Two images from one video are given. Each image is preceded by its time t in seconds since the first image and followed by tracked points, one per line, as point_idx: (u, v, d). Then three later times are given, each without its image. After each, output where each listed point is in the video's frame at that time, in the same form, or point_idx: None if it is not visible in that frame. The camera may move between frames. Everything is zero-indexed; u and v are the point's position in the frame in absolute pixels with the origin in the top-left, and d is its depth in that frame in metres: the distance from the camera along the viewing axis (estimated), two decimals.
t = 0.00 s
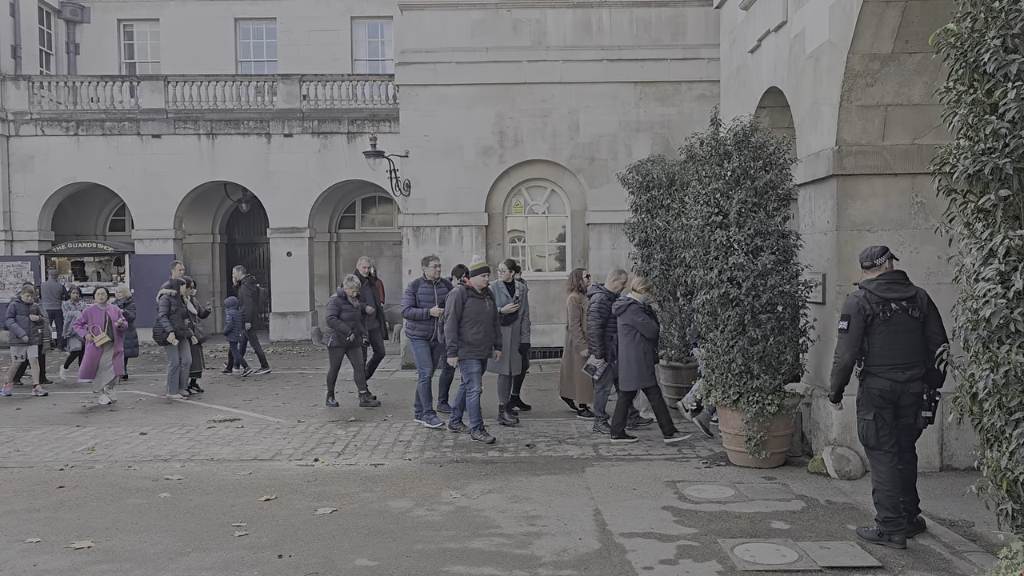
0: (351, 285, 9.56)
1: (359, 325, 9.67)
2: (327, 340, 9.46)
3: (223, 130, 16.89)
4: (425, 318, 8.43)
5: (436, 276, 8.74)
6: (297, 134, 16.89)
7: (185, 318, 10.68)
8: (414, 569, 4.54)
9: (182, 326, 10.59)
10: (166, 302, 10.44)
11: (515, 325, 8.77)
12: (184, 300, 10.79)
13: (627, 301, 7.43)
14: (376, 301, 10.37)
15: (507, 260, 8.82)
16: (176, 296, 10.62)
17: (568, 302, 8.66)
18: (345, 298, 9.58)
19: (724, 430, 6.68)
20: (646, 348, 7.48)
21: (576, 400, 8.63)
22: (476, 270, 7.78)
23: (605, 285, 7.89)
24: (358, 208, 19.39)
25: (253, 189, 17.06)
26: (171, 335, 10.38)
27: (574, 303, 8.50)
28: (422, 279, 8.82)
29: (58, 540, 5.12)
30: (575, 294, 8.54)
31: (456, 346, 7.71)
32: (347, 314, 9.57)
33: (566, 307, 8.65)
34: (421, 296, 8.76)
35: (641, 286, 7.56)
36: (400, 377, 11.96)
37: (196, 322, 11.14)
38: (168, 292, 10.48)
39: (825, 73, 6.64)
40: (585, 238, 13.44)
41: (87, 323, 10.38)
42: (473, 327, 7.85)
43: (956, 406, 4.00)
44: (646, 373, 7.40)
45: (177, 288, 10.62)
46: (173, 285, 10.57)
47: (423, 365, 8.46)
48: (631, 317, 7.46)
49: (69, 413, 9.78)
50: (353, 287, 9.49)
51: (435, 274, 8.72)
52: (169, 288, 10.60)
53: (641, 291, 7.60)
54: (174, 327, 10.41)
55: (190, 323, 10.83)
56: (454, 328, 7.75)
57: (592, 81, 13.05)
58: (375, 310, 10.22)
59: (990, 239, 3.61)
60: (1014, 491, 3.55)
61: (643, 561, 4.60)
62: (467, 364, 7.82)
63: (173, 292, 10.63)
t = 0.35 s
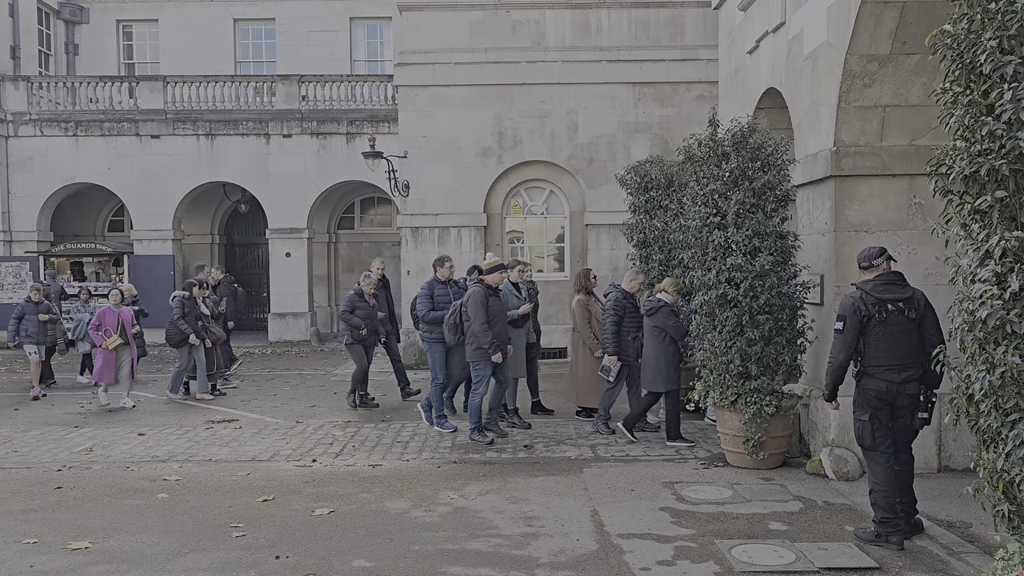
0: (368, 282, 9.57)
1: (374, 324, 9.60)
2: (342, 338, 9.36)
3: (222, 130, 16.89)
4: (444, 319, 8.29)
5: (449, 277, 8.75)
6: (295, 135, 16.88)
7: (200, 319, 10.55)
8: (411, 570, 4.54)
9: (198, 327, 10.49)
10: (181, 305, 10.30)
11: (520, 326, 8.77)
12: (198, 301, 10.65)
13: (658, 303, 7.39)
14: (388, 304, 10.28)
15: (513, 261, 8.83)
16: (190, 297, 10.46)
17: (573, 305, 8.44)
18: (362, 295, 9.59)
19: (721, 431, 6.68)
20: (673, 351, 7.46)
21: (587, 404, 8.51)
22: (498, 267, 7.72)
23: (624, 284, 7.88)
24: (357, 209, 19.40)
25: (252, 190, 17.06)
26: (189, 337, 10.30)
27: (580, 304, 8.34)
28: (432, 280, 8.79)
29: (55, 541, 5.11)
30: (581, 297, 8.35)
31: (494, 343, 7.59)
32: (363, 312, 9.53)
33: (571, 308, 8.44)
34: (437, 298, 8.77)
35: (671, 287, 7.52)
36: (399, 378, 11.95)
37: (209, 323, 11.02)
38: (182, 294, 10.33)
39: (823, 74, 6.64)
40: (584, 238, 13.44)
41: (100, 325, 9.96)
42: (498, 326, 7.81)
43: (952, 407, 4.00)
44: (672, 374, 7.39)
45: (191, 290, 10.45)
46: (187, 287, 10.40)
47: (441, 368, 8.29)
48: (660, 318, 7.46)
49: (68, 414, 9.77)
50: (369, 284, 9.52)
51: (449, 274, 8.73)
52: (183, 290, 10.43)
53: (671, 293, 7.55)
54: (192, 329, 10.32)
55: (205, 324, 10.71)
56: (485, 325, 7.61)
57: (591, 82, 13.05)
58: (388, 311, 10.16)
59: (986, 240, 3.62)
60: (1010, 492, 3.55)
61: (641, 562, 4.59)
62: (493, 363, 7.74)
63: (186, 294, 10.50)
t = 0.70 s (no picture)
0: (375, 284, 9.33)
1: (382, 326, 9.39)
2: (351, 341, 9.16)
3: (216, 130, 16.84)
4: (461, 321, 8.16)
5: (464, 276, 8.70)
6: (290, 134, 16.85)
7: (207, 318, 10.46)
8: (405, 570, 4.54)
9: (203, 326, 10.39)
10: (188, 301, 10.25)
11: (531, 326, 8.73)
12: (206, 300, 10.59)
13: (677, 302, 7.41)
14: (401, 302, 10.08)
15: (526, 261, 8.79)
16: (198, 295, 10.41)
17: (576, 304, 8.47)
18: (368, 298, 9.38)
19: (716, 431, 6.70)
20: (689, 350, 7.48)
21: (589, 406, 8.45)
22: (522, 268, 7.61)
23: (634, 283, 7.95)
24: (352, 208, 19.38)
25: (247, 189, 17.02)
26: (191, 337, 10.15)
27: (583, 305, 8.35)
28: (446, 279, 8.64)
29: (47, 541, 5.10)
30: (584, 297, 8.37)
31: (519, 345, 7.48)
32: (369, 316, 9.34)
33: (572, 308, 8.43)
34: (454, 297, 8.53)
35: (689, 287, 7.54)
36: (395, 378, 11.94)
37: (218, 322, 10.92)
38: (190, 291, 10.29)
39: (817, 74, 6.65)
40: (579, 238, 13.45)
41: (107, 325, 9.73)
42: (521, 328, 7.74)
43: (945, 408, 4.01)
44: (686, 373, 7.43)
45: (200, 288, 10.42)
46: (196, 285, 10.36)
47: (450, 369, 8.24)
48: (677, 316, 7.49)
49: (61, 413, 9.73)
50: (374, 287, 9.29)
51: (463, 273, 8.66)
52: (192, 287, 10.40)
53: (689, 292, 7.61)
54: (195, 328, 10.21)
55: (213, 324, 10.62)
56: (511, 327, 7.50)
57: (586, 82, 13.06)
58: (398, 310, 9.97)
59: (978, 241, 3.63)
60: (1002, 492, 3.56)
61: (634, 562, 4.60)
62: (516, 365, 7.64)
63: (195, 291, 10.44)
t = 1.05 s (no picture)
0: (378, 281, 9.22)
1: (387, 326, 9.30)
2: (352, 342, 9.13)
3: (210, 128, 16.78)
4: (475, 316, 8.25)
5: (478, 272, 8.69)
6: (284, 133, 16.80)
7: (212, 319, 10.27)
8: (399, 569, 4.53)
9: (208, 326, 10.17)
10: (193, 302, 10.08)
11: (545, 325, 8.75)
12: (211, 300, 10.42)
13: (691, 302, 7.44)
14: (409, 300, 9.88)
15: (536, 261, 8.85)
16: (203, 295, 10.25)
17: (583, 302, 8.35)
18: (373, 295, 9.24)
19: (710, 430, 6.70)
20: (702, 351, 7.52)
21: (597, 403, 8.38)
22: (541, 264, 7.69)
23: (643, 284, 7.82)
24: (346, 207, 19.35)
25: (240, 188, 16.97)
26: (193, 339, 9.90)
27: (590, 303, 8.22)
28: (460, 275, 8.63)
29: (39, 541, 5.07)
30: (592, 295, 8.24)
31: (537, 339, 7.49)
32: (375, 314, 9.22)
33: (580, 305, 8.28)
34: (467, 293, 8.55)
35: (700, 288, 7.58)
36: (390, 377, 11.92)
37: (224, 323, 10.71)
38: (194, 291, 10.14)
39: (811, 74, 6.67)
40: (574, 237, 13.45)
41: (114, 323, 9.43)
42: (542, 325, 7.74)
43: (939, 407, 4.02)
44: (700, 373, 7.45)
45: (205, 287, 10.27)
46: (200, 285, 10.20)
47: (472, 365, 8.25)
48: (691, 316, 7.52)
49: (53, 413, 9.67)
50: (378, 283, 9.16)
51: (476, 269, 8.61)
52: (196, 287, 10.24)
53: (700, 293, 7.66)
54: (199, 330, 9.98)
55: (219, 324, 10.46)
56: (531, 322, 7.53)
57: (581, 82, 13.06)
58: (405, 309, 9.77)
59: (972, 241, 3.64)
60: (995, 492, 3.58)
61: (629, 561, 4.60)
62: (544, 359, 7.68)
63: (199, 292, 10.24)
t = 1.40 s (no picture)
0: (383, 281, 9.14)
1: (392, 327, 9.26)
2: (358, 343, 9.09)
3: (204, 127, 16.73)
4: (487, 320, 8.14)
5: (488, 273, 8.37)
6: (279, 132, 16.76)
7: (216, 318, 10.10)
8: (394, 569, 4.53)
9: (214, 325, 10.02)
10: (196, 301, 9.88)
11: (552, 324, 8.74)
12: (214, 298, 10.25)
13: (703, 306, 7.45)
14: (417, 301, 9.63)
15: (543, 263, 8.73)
16: (206, 294, 10.05)
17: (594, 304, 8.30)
18: (378, 296, 9.18)
19: (705, 430, 6.72)
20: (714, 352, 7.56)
21: (604, 407, 8.27)
22: (565, 267, 7.57)
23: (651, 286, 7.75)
24: (341, 207, 19.33)
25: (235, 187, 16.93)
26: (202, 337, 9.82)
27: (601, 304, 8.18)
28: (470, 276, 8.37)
29: (33, 542, 5.05)
30: (603, 296, 8.21)
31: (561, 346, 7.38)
32: (379, 315, 9.14)
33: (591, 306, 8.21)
34: (479, 295, 8.29)
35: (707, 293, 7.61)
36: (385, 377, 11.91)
37: (229, 322, 10.56)
38: (197, 290, 9.91)
39: (806, 75, 6.68)
40: (569, 238, 13.46)
41: (129, 327, 9.32)
42: (565, 329, 7.64)
43: (935, 408, 4.04)
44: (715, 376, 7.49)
45: (208, 286, 10.10)
46: (204, 283, 10.05)
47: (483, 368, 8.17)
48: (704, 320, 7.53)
49: (45, 413, 9.62)
50: (384, 283, 9.07)
51: (487, 270, 8.35)
52: (200, 286, 10.04)
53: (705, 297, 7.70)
54: (206, 328, 9.83)
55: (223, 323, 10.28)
56: (556, 329, 7.47)
57: (576, 82, 13.06)
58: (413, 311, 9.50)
59: (966, 242, 3.65)
60: (988, 491, 3.60)
61: (623, 561, 4.61)
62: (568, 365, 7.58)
63: (202, 291, 10.06)
